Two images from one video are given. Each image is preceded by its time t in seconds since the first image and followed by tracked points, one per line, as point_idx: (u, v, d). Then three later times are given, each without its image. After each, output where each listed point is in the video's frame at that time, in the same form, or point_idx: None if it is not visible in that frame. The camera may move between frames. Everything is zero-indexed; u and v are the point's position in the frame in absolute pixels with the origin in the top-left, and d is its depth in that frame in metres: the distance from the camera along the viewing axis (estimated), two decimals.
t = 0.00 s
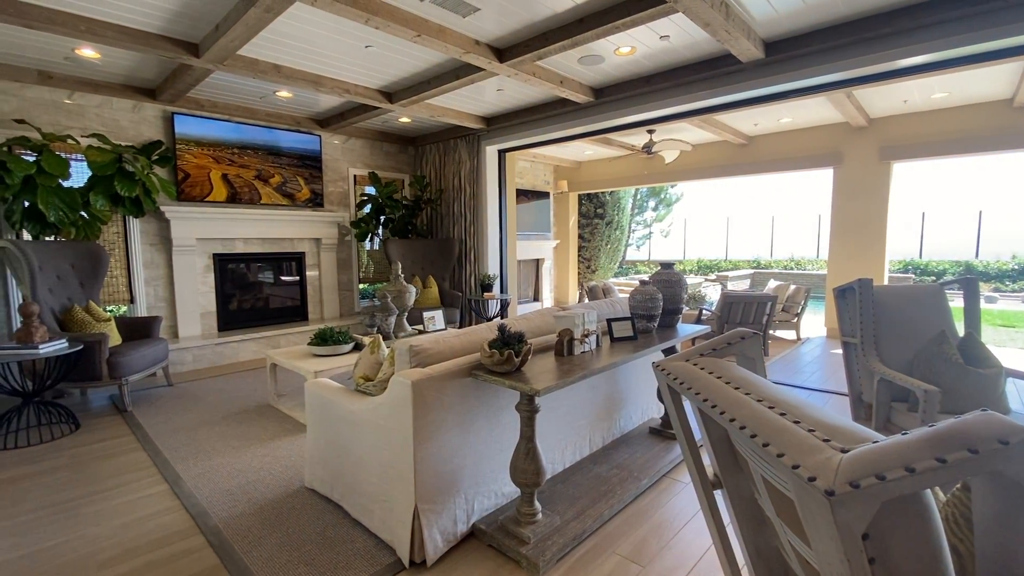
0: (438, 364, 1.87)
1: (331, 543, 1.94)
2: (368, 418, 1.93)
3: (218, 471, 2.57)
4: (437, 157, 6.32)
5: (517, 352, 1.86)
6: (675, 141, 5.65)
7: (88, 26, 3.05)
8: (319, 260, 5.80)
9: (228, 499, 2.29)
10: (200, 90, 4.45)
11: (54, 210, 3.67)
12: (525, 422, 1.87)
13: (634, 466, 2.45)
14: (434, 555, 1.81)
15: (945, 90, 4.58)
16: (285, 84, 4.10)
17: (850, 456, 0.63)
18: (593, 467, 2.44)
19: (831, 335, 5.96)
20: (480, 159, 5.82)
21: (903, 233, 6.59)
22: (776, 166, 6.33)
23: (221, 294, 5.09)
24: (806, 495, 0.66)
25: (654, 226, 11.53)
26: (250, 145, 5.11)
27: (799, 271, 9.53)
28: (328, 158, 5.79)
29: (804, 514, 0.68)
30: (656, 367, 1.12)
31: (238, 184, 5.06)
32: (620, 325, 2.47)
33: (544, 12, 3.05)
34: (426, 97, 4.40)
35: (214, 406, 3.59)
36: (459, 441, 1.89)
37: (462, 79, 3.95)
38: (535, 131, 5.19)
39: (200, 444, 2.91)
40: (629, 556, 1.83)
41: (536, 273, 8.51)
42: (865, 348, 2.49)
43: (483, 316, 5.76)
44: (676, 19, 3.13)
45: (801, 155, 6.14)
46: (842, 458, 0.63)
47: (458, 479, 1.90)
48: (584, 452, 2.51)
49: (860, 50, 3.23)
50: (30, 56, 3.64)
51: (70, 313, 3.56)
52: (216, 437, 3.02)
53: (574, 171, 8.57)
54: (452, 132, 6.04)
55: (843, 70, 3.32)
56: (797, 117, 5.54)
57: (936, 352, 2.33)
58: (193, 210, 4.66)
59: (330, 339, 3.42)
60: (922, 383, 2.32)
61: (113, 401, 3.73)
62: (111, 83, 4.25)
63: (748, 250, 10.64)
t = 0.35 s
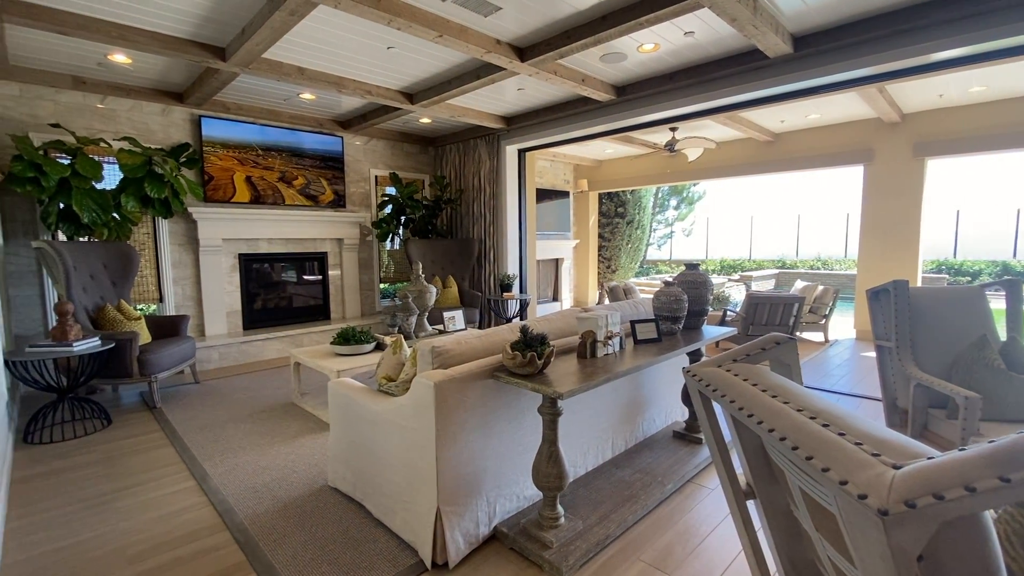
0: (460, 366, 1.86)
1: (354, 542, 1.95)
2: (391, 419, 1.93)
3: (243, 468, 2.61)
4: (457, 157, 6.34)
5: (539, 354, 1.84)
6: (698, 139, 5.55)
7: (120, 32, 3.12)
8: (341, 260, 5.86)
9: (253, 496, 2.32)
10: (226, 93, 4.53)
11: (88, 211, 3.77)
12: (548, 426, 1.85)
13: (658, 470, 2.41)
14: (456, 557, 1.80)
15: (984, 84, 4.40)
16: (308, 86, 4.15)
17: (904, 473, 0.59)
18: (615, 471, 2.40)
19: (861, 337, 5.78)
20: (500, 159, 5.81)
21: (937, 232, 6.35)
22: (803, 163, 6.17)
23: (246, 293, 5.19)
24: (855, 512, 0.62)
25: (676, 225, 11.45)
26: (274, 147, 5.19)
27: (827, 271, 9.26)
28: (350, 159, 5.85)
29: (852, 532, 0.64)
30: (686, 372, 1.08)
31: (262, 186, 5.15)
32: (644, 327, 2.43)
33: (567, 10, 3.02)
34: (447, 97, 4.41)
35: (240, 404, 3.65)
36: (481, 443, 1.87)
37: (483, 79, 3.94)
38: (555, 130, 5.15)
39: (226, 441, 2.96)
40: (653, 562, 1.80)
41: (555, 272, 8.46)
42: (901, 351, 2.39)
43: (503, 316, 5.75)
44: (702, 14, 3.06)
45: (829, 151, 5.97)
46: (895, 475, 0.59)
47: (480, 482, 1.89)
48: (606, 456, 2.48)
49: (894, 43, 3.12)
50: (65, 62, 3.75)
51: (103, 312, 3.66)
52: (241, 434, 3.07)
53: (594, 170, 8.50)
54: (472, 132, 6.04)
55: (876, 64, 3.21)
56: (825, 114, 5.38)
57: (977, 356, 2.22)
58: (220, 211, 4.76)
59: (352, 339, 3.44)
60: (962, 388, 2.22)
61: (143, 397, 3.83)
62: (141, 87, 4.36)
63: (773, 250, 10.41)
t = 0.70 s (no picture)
0: (475, 370, 1.83)
1: (367, 547, 1.93)
2: (404, 423, 1.91)
3: (259, 469, 2.62)
4: (471, 157, 6.32)
5: (556, 359, 1.80)
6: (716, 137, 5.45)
7: (139, 35, 3.16)
8: (356, 260, 5.88)
9: (268, 498, 2.33)
10: (243, 95, 4.57)
11: (109, 213, 3.84)
12: (564, 431, 1.81)
13: (677, 477, 2.35)
14: (470, 564, 1.77)
15: (1018, 77, 4.22)
16: (324, 87, 4.16)
17: (961, 501, 0.53)
18: (633, 477, 2.35)
19: (886, 340, 5.61)
20: (515, 158, 5.77)
21: (966, 231, 6.15)
22: (825, 161, 6.03)
23: (263, 293, 5.24)
24: (905, 543, 0.57)
25: (693, 224, 11.36)
26: (291, 148, 5.23)
27: (849, 271, 9.03)
28: (365, 160, 5.87)
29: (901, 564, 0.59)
30: (710, 381, 1.03)
31: (278, 187, 5.18)
32: (662, 330, 2.38)
33: (583, 7, 2.97)
34: (461, 97, 4.38)
35: (256, 404, 3.68)
36: (496, 448, 1.84)
37: (498, 78, 3.91)
38: (570, 129, 5.10)
39: (242, 441, 2.98)
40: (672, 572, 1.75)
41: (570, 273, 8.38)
42: (932, 356, 2.29)
43: (517, 316, 5.71)
44: (722, 9, 2.98)
45: (853, 149, 5.81)
46: (951, 503, 0.54)
47: (495, 487, 1.85)
48: (623, 462, 2.43)
49: (924, 36, 3.00)
50: (87, 66, 3.82)
51: (123, 312, 3.71)
52: (257, 434, 3.08)
53: (609, 169, 8.41)
54: (487, 132, 6.01)
55: (905, 59, 3.10)
56: (849, 110, 5.23)
57: (1014, 362, 2.11)
58: (237, 212, 4.80)
59: (367, 340, 3.44)
60: (999, 396, 2.11)
61: (162, 396, 3.88)
62: (161, 90, 4.42)
63: (793, 249, 10.20)
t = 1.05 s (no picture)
0: (479, 376, 1.77)
1: (369, 557, 1.88)
2: (407, 430, 1.86)
3: (262, 473, 2.59)
4: (480, 157, 6.27)
5: (563, 365, 1.73)
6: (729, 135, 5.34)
7: (145, 36, 3.15)
8: (364, 261, 5.86)
9: (270, 503, 2.29)
10: (251, 95, 4.56)
11: (117, 214, 3.85)
12: (571, 441, 1.75)
13: (688, 487, 2.28)
14: None
15: None
16: (331, 87, 4.13)
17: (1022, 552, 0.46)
18: (643, 487, 2.28)
19: (905, 342, 5.46)
20: (523, 158, 5.71)
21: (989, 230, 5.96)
22: (841, 159, 5.88)
23: (271, 294, 5.24)
24: None
25: (705, 224, 11.13)
26: (299, 148, 5.21)
27: (866, 271, 8.83)
28: (373, 160, 5.85)
29: None
30: (725, 396, 0.96)
31: (286, 187, 5.17)
32: (674, 335, 2.30)
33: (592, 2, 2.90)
34: (469, 96, 4.33)
35: (262, 405, 3.66)
36: (501, 457, 1.78)
37: (506, 76, 3.85)
38: (579, 128, 5.04)
39: (247, 444, 2.96)
40: None
41: (579, 273, 8.29)
42: (956, 362, 2.19)
43: (526, 317, 5.65)
44: (736, 3, 2.89)
45: (870, 146, 5.66)
46: (1008, 554, 0.46)
47: (500, 498, 1.80)
48: (633, 470, 2.36)
49: (948, 29, 2.88)
50: (96, 68, 3.83)
51: (131, 313, 3.72)
52: (261, 437, 3.06)
53: (620, 168, 8.31)
54: (495, 131, 5.96)
55: (927, 52, 2.98)
56: (867, 106, 5.09)
57: None
58: (245, 212, 4.80)
59: (372, 342, 3.40)
60: None
61: (170, 398, 3.88)
62: (169, 92, 4.42)
63: (807, 249, 10.02)
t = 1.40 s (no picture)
0: (477, 385, 1.72)
1: (365, 570, 1.83)
2: (403, 439, 1.81)
3: (260, 479, 2.55)
4: (484, 157, 6.22)
5: (563, 374, 1.67)
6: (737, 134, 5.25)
7: (145, 37, 3.13)
8: (368, 262, 5.83)
9: (266, 512, 2.25)
10: (253, 96, 4.53)
11: (119, 216, 3.83)
12: (572, 452, 1.69)
13: (695, 497, 2.21)
14: None
15: None
16: (333, 87, 4.10)
17: None
18: (648, 497, 2.22)
19: (918, 345, 5.35)
20: (527, 158, 5.65)
21: (1004, 231, 5.83)
22: (852, 159, 5.77)
23: (274, 295, 5.22)
24: None
25: (712, 224, 10.85)
26: (301, 149, 5.18)
27: (877, 271, 8.68)
28: (376, 161, 5.82)
29: None
30: (732, 414, 0.90)
31: (289, 188, 5.15)
32: (679, 340, 2.24)
33: None
34: (472, 96, 4.28)
35: (263, 409, 3.63)
36: (500, 469, 1.73)
37: (509, 75, 3.79)
38: (584, 128, 4.98)
39: (246, 449, 2.93)
40: None
41: (585, 274, 8.21)
42: (976, 370, 2.10)
43: (530, 319, 5.59)
44: None
45: (882, 145, 5.55)
46: None
47: (499, 510, 1.74)
48: (637, 479, 2.29)
49: (964, 24, 2.79)
50: (98, 70, 3.82)
51: (132, 315, 3.70)
52: (261, 442, 3.03)
53: (626, 168, 8.23)
54: (499, 131, 5.90)
55: (943, 48, 2.89)
56: (878, 104, 4.98)
57: None
58: (248, 214, 4.78)
59: (373, 345, 3.36)
60: None
61: (171, 401, 3.86)
62: (172, 93, 4.41)
63: (817, 249, 9.88)
